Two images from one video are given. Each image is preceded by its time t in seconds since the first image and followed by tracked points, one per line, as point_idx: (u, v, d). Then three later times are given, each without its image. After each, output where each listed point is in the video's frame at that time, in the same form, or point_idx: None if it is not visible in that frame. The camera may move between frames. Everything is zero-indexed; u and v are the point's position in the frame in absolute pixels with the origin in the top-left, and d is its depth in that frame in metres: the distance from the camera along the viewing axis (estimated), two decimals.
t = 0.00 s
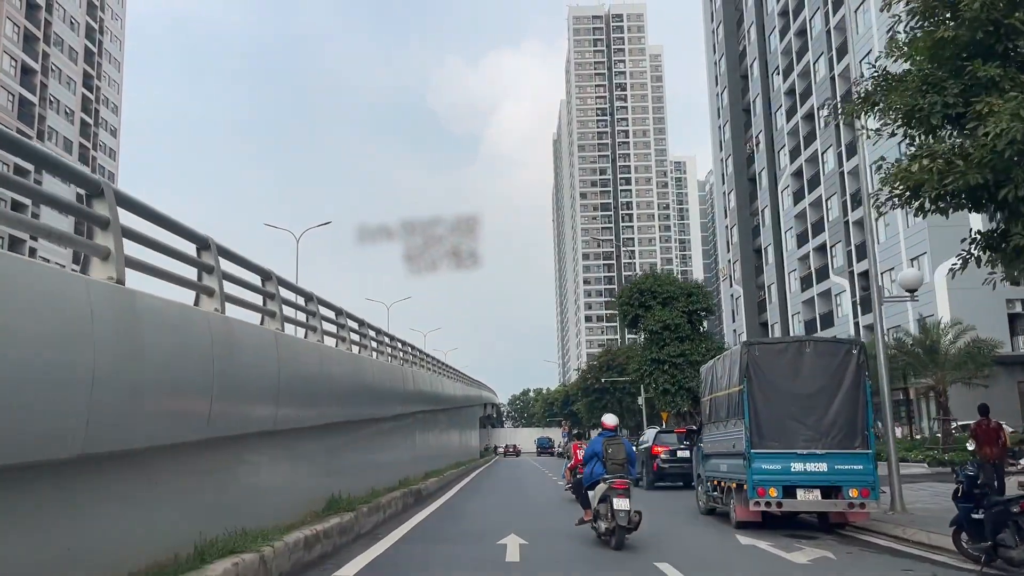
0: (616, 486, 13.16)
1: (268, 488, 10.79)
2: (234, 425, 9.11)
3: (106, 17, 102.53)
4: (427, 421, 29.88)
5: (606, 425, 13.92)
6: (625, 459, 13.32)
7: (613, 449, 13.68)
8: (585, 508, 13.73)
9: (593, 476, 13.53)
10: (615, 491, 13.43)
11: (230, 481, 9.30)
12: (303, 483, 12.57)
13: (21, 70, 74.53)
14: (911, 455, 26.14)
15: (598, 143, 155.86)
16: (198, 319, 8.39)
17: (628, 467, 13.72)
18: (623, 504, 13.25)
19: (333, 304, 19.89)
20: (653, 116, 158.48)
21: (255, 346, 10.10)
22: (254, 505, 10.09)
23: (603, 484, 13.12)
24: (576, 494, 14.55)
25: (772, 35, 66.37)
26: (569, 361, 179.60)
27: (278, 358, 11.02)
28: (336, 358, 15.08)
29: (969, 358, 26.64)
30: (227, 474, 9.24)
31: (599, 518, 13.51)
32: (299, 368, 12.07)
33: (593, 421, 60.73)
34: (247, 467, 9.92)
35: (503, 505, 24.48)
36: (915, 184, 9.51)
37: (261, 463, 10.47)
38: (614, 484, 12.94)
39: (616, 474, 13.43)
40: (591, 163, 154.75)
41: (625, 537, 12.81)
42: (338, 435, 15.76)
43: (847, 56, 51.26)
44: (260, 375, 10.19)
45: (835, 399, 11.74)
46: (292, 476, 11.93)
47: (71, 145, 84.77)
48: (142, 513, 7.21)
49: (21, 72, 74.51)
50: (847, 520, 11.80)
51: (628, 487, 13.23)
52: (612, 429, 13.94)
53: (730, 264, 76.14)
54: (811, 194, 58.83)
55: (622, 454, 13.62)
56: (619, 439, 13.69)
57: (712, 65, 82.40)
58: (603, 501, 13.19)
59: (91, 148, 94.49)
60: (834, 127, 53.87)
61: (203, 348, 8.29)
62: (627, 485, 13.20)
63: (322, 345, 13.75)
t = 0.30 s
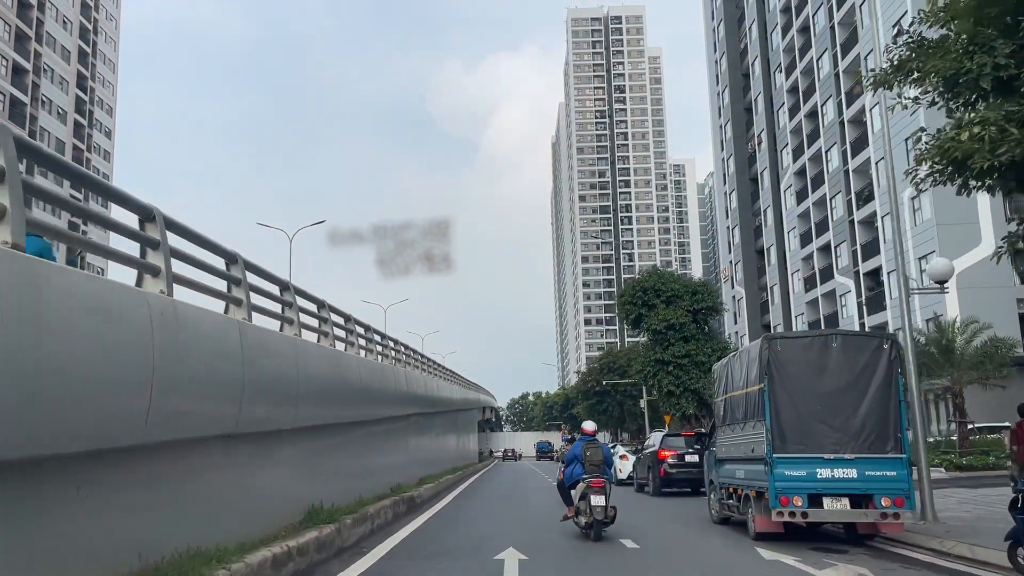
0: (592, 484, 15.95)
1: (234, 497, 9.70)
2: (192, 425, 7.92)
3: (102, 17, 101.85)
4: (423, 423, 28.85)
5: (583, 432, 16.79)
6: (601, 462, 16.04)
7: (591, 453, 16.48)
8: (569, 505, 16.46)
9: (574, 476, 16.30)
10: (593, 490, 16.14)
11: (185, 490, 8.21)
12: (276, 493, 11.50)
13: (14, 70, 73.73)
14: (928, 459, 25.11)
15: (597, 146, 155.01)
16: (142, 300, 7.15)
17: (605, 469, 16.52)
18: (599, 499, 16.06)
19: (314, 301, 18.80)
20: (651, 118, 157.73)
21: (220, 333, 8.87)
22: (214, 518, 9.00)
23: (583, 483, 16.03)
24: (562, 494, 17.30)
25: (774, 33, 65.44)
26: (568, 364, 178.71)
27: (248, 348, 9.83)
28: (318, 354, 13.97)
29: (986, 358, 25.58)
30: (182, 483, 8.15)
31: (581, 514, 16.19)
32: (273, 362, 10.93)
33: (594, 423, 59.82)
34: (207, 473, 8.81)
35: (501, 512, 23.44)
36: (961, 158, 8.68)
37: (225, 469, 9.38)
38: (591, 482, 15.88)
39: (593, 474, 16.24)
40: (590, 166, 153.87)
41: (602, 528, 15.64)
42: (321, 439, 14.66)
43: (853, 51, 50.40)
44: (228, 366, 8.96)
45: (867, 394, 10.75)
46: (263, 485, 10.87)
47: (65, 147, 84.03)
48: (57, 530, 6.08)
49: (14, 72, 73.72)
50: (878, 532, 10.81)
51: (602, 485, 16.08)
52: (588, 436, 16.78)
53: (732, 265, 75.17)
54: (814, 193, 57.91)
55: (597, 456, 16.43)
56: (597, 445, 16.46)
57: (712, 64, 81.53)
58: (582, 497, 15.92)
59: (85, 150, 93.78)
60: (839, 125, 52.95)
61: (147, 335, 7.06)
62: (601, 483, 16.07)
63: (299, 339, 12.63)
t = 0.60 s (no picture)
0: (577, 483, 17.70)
1: (185, 507, 8.61)
2: (110, 427, 6.74)
3: (97, 14, 100.70)
4: (418, 425, 27.76)
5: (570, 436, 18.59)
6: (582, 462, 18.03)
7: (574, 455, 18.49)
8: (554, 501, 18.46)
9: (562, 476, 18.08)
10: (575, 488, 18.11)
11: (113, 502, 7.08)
12: (246, 499, 10.45)
13: (6, 67, 72.69)
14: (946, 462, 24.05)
15: (596, 146, 154.10)
16: (53, 269, 6.21)
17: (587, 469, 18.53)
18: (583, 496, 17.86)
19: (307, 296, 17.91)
20: (651, 118, 156.86)
21: (165, 327, 7.89)
22: (155, 531, 7.90)
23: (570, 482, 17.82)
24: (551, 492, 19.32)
25: (777, 28, 64.46)
26: (568, 366, 177.79)
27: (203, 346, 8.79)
28: (299, 349, 12.99)
29: (1005, 356, 24.55)
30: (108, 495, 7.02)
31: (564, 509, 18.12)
32: (240, 357, 9.91)
33: (595, 425, 58.75)
34: (142, 481, 7.70)
35: (499, 517, 22.37)
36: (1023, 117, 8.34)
37: (169, 477, 8.27)
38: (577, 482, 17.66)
39: (579, 474, 18.06)
40: (589, 166, 152.94)
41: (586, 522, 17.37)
42: (302, 441, 13.59)
43: (859, 44, 49.42)
44: (172, 364, 7.91)
45: (906, 387, 10.02)
46: (225, 492, 9.79)
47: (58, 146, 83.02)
48: None
49: (5, 69, 72.69)
50: (916, 543, 9.85)
51: (586, 484, 17.90)
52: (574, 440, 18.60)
53: (734, 264, 74.24)
54: (819, 191, 56.93)
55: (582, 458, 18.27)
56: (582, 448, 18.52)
57: (714, 62, 80.58)
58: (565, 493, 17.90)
59: (79, 149, 92.82)
60: (844, 120, 51.96)
61: (53, 308, 6.05)
62: (585, 481, 17.87)
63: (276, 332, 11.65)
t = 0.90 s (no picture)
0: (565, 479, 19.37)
1: (116, 517, 7.47)
2: None
3: (92, 8, 99.58)
4: (414, 423, 26.70)
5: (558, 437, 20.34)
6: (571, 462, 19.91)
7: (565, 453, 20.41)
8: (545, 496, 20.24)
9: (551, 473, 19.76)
10: (564, 484, 19.96)
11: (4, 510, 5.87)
12: (201, 503, 9.37)
13: None
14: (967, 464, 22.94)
15: (596, 144, 153.21)
16: None
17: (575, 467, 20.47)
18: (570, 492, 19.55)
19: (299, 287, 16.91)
20: (652, 116, 155.98)
21: (94, 299, 6.71)
22: (76, 550, 6.74)
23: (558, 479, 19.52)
24: (543, 491, 21.25)
25: (781, 21, 63.43)
26: (568, 365, 176.76)
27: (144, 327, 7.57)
28: (271, 342, 11.95)
29: None
30: None
31: (554, 504, 19.86)
32: (196, 342, 8.78)
33: (596, 424, 57.68)
34: (55, 491, 6.54)
35: (497, 520, 21.37)
36: None
37: (90, 481, 7.07)
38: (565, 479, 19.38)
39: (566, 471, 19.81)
40: (590, 164, 151.97)
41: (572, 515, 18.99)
42: (277, 437, 12.51)
43: (866, 35, 48.34)
44: (104, 341, 6.70)
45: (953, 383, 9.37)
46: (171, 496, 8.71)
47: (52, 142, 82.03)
48: None
49: None
50: (963, 554, 9.16)
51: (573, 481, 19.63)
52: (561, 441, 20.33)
53: (737, 262, 73.23)
54: (824, 185, 55.88)
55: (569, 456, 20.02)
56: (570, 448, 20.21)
57: (717, 56, 79.54)
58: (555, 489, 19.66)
59: (74, 145, 91.81)
60: (851, 114, 50.90)
61: None
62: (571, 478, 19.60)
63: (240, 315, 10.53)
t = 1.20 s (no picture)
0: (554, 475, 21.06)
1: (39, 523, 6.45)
2: None
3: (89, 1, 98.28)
4: (410, 422, 25.69)
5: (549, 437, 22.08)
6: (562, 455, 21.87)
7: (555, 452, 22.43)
8: (537, 491, 22.02)
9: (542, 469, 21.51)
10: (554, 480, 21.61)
11: None
12: (138, 504, 8.35)
13: None
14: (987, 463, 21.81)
15: (598, 141, 152.10)
16: None
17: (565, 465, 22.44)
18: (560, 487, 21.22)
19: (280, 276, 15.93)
20: (653, 115, 155.08)
21: None
22: None
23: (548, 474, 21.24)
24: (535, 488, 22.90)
25: (787, 13, 62.40)
26: (569, 364, 175.57)
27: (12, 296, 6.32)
28: (234, 325, 10.84)
29: None
30: None
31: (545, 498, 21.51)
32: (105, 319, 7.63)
33: (598, 422, 56.70)
34: None
35: (494, 522, 20.35)
36: None
37: None
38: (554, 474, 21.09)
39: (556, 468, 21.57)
40: (591, 161, 150.98)
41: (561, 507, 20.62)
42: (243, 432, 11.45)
43: (876, 25, 47.28)
44: None
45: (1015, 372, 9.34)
46: (99, 496, 7.69)
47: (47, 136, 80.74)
48: None
49: None
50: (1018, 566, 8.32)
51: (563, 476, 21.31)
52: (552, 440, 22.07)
53: (741, 257, 72.17)
54: (831, 179, 54.82)
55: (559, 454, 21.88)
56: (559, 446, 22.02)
57: (721, 49, 78.43)
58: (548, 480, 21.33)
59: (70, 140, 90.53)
60: (859, 106, 49.85)
61: None
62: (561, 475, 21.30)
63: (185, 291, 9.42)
